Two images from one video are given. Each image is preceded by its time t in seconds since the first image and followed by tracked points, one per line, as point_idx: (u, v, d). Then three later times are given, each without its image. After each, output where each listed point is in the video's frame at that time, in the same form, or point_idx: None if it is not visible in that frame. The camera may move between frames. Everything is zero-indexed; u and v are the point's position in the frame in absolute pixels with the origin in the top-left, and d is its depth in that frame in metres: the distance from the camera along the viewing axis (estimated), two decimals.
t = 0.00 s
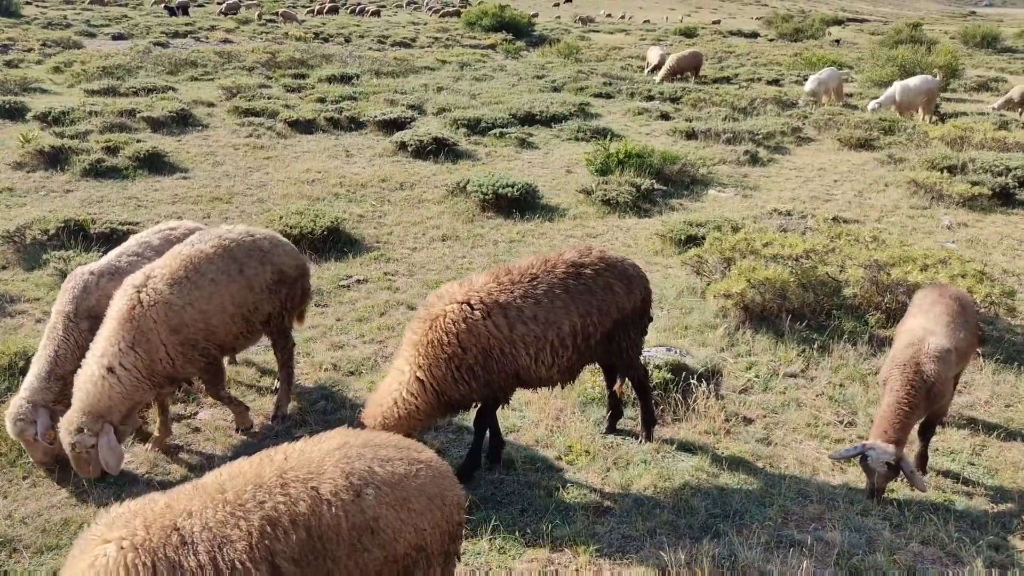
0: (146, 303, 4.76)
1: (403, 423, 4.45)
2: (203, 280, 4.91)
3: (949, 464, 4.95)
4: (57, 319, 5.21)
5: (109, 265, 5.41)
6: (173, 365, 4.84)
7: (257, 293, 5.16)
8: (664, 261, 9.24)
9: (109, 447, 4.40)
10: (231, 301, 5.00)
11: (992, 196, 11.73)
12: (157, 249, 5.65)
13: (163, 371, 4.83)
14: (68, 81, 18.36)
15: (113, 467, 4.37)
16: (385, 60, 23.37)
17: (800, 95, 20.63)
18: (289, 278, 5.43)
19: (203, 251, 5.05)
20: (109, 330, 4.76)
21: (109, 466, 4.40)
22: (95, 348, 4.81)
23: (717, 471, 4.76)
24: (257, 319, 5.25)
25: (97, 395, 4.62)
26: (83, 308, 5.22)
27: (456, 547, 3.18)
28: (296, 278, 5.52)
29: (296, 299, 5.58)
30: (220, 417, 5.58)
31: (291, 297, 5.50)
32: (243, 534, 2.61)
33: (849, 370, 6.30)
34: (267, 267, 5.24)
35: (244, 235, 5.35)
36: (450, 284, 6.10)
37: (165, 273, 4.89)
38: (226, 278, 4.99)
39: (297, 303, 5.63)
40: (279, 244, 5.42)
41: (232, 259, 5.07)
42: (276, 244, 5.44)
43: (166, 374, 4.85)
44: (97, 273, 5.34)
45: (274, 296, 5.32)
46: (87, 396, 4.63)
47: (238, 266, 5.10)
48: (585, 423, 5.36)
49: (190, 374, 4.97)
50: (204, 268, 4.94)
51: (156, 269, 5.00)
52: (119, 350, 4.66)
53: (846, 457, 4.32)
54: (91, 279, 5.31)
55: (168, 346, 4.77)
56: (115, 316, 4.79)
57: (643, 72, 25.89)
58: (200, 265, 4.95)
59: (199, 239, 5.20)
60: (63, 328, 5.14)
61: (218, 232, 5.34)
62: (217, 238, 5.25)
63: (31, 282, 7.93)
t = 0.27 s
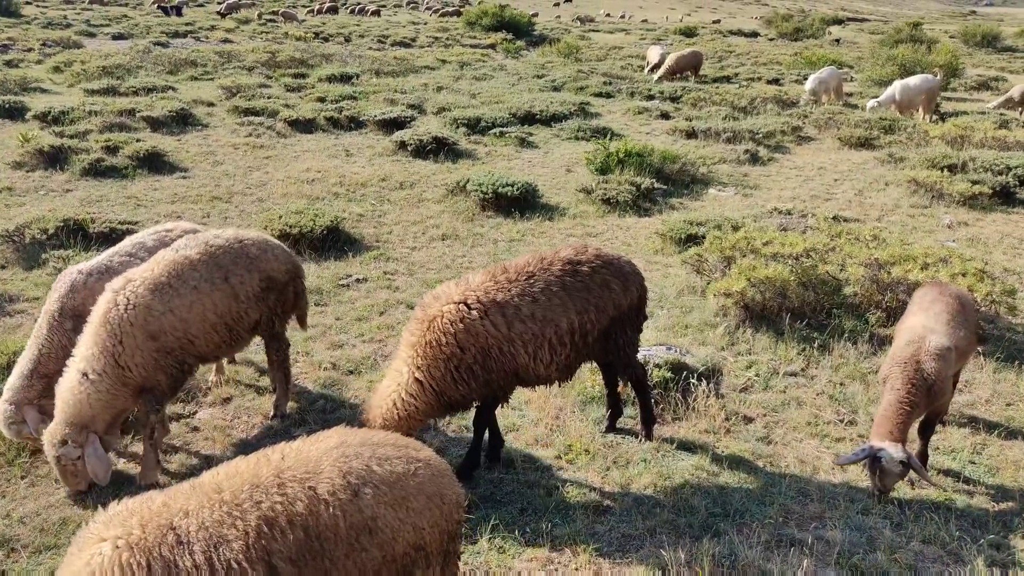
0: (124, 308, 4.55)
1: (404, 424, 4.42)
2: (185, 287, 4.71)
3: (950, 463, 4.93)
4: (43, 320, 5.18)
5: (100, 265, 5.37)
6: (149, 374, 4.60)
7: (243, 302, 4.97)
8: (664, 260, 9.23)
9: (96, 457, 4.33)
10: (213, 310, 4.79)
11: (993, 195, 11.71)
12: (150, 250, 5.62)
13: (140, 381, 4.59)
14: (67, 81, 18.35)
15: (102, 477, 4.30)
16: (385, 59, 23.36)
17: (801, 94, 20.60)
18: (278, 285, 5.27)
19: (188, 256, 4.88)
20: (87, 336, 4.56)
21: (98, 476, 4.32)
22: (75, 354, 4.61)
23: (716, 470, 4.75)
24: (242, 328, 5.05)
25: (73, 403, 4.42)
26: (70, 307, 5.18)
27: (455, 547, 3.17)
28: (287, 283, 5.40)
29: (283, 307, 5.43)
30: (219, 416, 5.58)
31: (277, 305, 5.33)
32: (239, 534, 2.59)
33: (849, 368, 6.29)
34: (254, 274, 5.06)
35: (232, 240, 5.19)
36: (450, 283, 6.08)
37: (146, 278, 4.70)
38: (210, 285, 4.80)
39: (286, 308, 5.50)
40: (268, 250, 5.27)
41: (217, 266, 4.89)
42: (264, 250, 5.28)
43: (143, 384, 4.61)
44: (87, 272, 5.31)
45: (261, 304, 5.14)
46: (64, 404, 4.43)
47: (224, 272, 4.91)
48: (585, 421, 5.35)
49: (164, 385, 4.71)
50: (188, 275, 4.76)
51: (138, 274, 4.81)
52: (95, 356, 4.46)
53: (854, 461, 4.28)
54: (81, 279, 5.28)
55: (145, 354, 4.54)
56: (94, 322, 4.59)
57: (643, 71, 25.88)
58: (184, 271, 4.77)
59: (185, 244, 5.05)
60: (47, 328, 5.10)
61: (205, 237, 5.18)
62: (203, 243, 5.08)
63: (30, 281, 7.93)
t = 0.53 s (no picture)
0: (116, 312, 4.53)
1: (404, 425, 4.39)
2: (178, 290, 4.69)
3: (950, 462, 4.92)
4: (37, 321, 5.16)
5: (94, 265, 5.37)
6: (142, 380, 4.58)
7: (237, 304, 4.96)
8: (664, 259, 9.21)
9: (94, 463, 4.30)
10: (207, 314, 4.77)
11: (993, 194, 11.68)
12: (145, 251, 5.59)
13: (133, 387, 4.57)
14: (67, 81, 18.35)
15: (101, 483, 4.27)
16: (385, 59, 23.34)
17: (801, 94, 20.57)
18: (272, 286, 5.26)
19: (180, 258, 4.86)
20: (80, 342, 4.54)
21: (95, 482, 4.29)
22: (67, 360, 4.60)
23: (716, 469, 4.74)
24: (237, 330, 5.04)
25: (66, 410, 4.40)
26: (62, 308, 5.17)
27: (453, 547, 3.15)
28: (280, 284, 5.38)
29: (277, 309, 5.43)
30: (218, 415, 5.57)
31: (270, 308, 5.32)
32: (238, 531, 2.58)
33: (849, 368, 6.28)
34: (248, 276, 5.05)
35: (226, 241, 5.17)
36: (448, 282, 6.07)
37: (138, 281, 4.68)
38: (203, 288, 4.78)
39: (281, 309, 5.50)
40: (261, 251, 5.25)
41: (210, 268, 4.87)
42: (258, 251, 5.26)
43: (137, 390, 4.59)
44: (82, 272, 5.31)
45: (255, 306, 5.12)
46: (58, 411, 4.41)
47: (217, 275, 4.90)
48: (584, 421, 5.33)
49: (159, 390, 4.68)
50: (181, 278, 4.74)
51: (130, 276, 4.79)
52: (87, 363, 4.44)
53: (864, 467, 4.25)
54: (74, 278, 5.28)
55: (137, 359, 4.52)
56: (86, 327, 4.57)
57: (643, 71, 25.86)
58: (176, 274, 4.75)
59: (178, 245, 5.03)
60: (41, 329, 5.09)
61: (198, 238, 5.16)
62: (196, 245, 5.06)
63: (29, 280, 7.92)
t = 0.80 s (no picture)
0: (108, 310, 4.50)
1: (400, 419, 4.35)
2: (172, 287, 4.67)
3: (949, 459, 4.91)
4: (30, 322, 5.14)
5: (87, 265, 5.36)
6: (137, 378, 4.56)
7: (231, 301, 4.95)
8: (663, 257, 9.19)
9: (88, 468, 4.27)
10: (201, 310, 4.76)
11: (993, 192, 11.67)
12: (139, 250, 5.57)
13: (128, 386, 4.55)
14: (66, 80, 18.32)
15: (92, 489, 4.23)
16: (384, 58, 23.32)
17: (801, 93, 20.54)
18: (266, 284, 5.25)
19: (174, 255, 4.84)
20: (73, 341, 4.50)
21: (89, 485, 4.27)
22: (60, 360, 4.56)
23: (715, 466, 4.74)
24: (231, 328, 5.02)
25: (60, 411, 4.36)
26: (55, 308, 5.15)
27: (452, 541, 3.14)
28: (274, 284, 5.37)
29: (272, 308, 5.43)
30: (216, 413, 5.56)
31: (264, 306, 5.31)
32: (236, 525, 2.57)
33: (849, 365, 6.27)
34: (242, 273, 5.04)
35: (219, 239, 5.16)
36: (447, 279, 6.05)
37: (131, 278, 4.65)
38: (197, 284, 4.77)
39: (275, 309, 5.48)
40: (255, 249, 5.24)
41: (204, 265, 4.86)
42: (252, 249, 5.25)
43: (131, 388, 4.56)
44: (76, 272, 5.31)
45: (249, 304, 5.12)
46: (52, 411, 4.37)
47: (211, 271, 4.88)
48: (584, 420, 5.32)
49: (155, 388, 4.66)
50: (174, 274, 4.72)
51: (122, 274, 4.77)
52: (81, 362, 4.40)
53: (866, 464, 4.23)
54: (68, 278, 5.27)
55: (132, 357, 4.49)
56: (78, 327, 4.53)
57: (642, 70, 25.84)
58: (170, 271, 4.73)
59: (171, 243, 5.01)
60: (35, 330, 5.07)
61: (191, 236, 5.14)
62: (190, 242, 5.04)
63: (27, 278, 7.90)
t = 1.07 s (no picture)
0: (114, 312, 4.48)
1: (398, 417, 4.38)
2: (177, 288, 4.66)
3: (957, 460, 4.90)
4: (25, 319, 5.11)
5: (85, 264, 5.29)
6: (145, 379, 4.55)
7: (236, 302, 4.94)
8: (667, 257, 9.18)
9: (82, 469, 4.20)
10: (207, 311, 4.75)
11: (996, 192, 11.65)
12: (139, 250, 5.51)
13: (135, 387, 4.54)
14: (67, 80, 18.32)
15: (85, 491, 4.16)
16: (385, 58, 23.31)
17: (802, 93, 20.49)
18: (271, 285, 5.25)
19: (178, 256, 4.83)
20: (79, 343, 4.49)
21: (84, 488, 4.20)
22: (67, 363, 4.55)
23: (722, 467, 4.73)
24: (236, 329, 5.02)
25: (68, 413, 4.38)
26: (49, 307, 5.09)
27: (465, 539, 3.13)
28: (279, 284, 5.36)
29: (278, 308, 5.42)
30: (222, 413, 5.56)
31: (270, 305, 5.30)
32: (250, 525, 2.56)
33: (854, 365, 6.25)
34: (247, 274, 5.03)
35: (224, 239, 5.15)
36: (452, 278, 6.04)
37: (137, 279, 4.64)
38: (202, 285, 4.76)
39: (279, 309, 5.46)
40: (260, 249, 5.24)
41: (209, 266, 4.85)
42: (257, 250, 5.24)
43: (139, 389, 4.56)
44: (71, 272, 5.24)
45: (254, 304, 5.11)
46: (62, 414, 4.39)
47: (216, 272, 4.88)
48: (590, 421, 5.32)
49: (163, 388, 4.65)
50: (179, 275, 4.71)
51: (127, 274, 4.76)
52: (89, 365, 4.40)
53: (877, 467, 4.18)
54: (63, 278, 5.21)
55: (139, 358, 4.49)
56: (85, 329, 4.51)
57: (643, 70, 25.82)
58: (175, 271, 4.72)
59: (175, 243, 5.00)
60: (27, 328, 5.05)
61: (195, 236, 5.13)
62: (194, 242, 5.03)
63: (29, 278, 7.90)
